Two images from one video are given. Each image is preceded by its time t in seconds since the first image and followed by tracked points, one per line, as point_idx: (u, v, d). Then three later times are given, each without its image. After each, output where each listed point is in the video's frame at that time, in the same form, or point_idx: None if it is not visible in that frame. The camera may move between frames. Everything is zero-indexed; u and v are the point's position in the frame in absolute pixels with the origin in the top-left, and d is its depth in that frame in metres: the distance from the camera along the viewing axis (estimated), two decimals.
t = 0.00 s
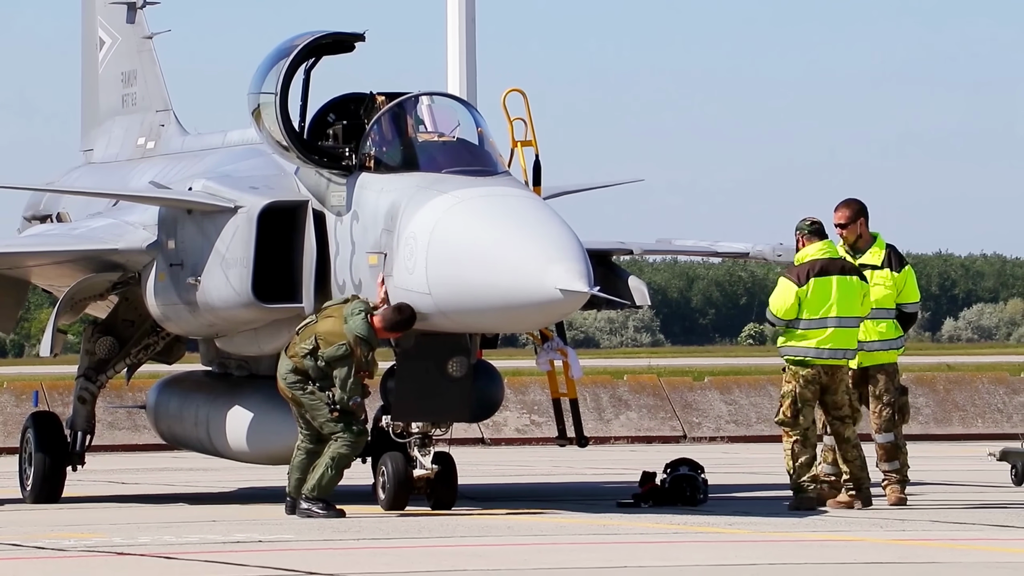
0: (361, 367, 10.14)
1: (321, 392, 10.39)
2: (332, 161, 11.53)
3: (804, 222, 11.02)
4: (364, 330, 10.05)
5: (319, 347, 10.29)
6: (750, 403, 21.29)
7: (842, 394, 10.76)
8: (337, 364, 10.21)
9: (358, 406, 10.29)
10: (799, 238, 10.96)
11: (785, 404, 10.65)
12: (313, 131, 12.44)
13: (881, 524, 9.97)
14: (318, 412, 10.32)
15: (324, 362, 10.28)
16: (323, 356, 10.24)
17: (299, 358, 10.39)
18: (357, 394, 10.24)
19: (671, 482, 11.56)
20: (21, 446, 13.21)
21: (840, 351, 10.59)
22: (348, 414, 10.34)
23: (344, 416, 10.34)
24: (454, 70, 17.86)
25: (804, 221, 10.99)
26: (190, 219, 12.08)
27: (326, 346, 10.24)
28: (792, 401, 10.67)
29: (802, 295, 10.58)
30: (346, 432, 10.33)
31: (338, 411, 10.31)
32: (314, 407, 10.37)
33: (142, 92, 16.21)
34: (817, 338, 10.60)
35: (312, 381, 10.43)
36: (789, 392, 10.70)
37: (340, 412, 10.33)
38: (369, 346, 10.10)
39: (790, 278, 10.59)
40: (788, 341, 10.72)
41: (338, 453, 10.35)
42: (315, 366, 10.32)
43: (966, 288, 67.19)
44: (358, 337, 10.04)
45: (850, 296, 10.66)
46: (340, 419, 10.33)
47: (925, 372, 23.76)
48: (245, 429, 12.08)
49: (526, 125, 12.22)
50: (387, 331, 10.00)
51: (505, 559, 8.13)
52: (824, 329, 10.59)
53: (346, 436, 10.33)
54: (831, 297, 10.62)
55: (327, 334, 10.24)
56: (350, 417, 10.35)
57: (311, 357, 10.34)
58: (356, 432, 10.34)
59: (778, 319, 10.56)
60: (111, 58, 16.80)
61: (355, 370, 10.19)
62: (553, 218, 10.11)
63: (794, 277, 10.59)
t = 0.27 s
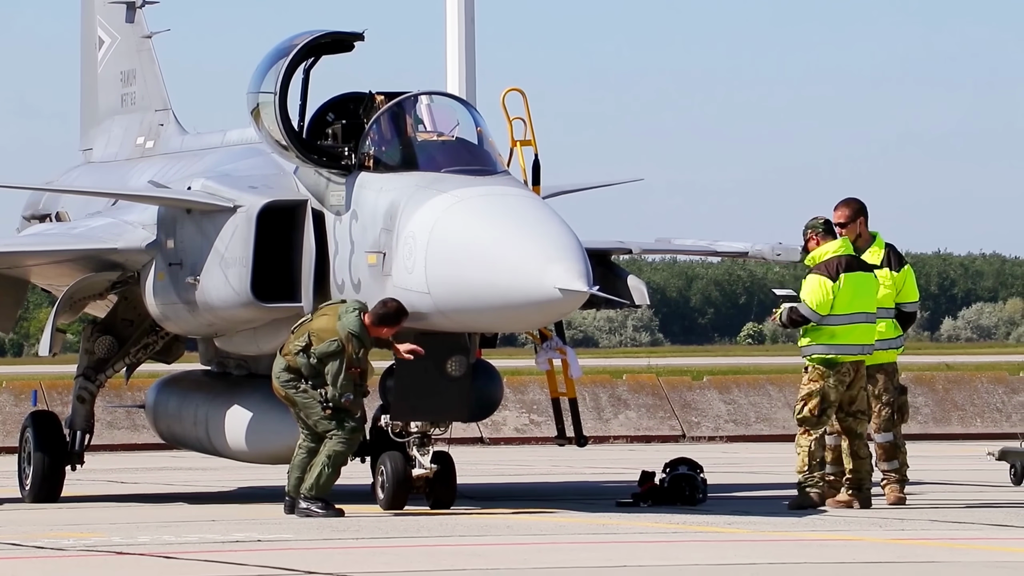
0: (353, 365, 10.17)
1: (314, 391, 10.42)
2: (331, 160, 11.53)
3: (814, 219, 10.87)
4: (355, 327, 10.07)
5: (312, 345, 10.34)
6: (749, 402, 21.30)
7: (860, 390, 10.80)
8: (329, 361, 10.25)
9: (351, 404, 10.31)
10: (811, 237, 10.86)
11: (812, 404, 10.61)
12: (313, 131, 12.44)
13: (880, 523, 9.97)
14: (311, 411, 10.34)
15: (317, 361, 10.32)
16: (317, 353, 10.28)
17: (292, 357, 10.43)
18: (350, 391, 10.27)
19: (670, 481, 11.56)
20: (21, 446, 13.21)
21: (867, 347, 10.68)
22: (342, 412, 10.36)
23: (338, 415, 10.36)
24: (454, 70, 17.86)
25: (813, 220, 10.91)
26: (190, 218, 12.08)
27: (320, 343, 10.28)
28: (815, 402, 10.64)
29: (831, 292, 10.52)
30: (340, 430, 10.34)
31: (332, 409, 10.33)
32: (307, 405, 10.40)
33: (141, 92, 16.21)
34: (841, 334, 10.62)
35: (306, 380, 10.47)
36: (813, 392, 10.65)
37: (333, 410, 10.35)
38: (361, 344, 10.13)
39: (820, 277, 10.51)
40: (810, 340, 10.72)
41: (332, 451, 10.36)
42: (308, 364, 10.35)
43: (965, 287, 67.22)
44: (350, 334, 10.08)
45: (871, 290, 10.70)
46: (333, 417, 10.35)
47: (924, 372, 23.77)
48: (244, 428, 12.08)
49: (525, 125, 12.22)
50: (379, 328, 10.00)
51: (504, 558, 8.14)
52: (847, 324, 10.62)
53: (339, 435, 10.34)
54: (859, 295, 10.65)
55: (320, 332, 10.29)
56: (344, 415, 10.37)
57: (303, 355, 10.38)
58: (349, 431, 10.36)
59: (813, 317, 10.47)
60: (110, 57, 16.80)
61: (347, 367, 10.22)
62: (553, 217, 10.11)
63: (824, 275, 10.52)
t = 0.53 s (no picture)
0: (337, 355, 10.27)
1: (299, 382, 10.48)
2: (331, 160, 11.53)
3: (825, 218, 10.79)
4: (348, 319, 10.18)
5: (302, 334, 10.47)
6: (749, 402, 21.30)
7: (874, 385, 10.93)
8: (314, 350, 10.36)
9: (332, 396, 10.33)
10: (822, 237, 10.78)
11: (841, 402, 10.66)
12: (313, 130, 12.44)
13: (880, 522, 9.97)
14: (294, 401, 10.37)
15: (304, 349, 10.43)
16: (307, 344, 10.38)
17: (283, 346, 10.56)
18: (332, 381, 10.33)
19: (670, 480, 11.55)
20: (21, 445, 13.21)
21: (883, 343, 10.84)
22: (324, 404, 10.37)
23: (321, 406, 10.37)
24: (453, 69, 17.86)
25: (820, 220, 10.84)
26: (190, 218, 12.09)
27: (311, 333, 10.39)
28: (837, 400, 10.68)
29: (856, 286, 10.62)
30: (323, 423, 10.32)
31: (315, 399, 10.36)
32: (292, 396, 10.44)
33: (141, 91, 16.21)
34: (862, 332, 10.72)
35: (293, 372, 10.56)
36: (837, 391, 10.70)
37: (317, 402, 10.37)
38: (348, 338, 10.24)
39: (846, 272, 10.59)
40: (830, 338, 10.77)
41: (316, 443, 10.34)
42: (296, 352, 10.46)
43: (965, 286, 67.22)
44: (339, 325, 10.20)
45: (882, 287, 10.90)
46: (316, 409, 10.35)
47: (923, 372, 23.77)
48: (244, 428, 12.08)
49: (525, 124, 12.21)
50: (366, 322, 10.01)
51: (504, 558, 8.14)
52: (865, 321, 10.74)
53: (322, 426, 10.31)
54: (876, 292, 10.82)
55: (313, 321, 10.43)
56: (327, 408, 10.37)
57: (294, 344, 10.50)
58: (332, 423, 10.32)
59: (847, 311, 10.52)
60: (110, 57, 16.80)
61: (331, 357, 10.31)
62: (552, 217, 10.11)
63: (848, 271, 10.61)
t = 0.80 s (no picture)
0: (333, 354, 10.22)
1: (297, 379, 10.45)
2: (331, 159, 11.53)
3: (832, 217, 10.80)
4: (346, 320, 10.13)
5: (301, 332, 10.43)
6: (750, 401, 21.30)
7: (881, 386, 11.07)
8: (312, 349, 10.31)
9: (328, 396, 10.31)
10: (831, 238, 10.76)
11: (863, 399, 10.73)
12: (313, 130, 12.44)
13: (880, 521, 9.97)
14: (290, 399, 10.37)
15: (302, 347, 10.39)
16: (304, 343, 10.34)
17: (281, 343, 10.53)
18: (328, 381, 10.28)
19: (671, 480, 11.54)
20: (21, 445, 13.20)
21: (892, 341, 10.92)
22: (320, 402, 10.36)
23: (316, 405, 10.36)
24: (454, 69, 17.85)
25: (826, 220, 10.82)
26: (190, 217, 12.09)
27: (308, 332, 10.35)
28: (859, 401, 10.74)
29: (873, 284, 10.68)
30: (318, 422, 10.32)
31: (311, 398, 10.34)
32: (289, 394, 10.43)
33: (142, 90, 16.20)
34: (876, 331, 10.78)
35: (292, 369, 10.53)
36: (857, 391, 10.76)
37: (313, 400, 10.36)
38: (345, 337, 10.20)
39: (864, 269, 10.63)
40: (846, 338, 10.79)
41: (312, 442, 10.33)
42: (294, 350, 10.42)
43: (966, 286, 67.20)
44: (337, 324, 10.16)
45: (886, 286, 10.99)
46: (311, 408, 10.35)
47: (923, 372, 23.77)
48: (245, 427, 12.08)
49: (526, 123, 12.21)
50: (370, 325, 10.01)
51: (505, 558, 8.13)
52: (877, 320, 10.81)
53: (318, 425, 10.30)
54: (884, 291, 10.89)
55: (311, 319, 10.38)
56: (323, 407, 10.35)
57: (292, 341, 10.46)
58: (327, 422, 10.31)
59: (872, 308, 10.55)
60: (111, 57, 16.79)
61: (327, 357, 10.26)
62: (553, 216, 10.11)
63: (865, 269, 10.63)
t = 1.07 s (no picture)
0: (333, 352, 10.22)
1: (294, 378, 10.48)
2: (333, 159, 11.53)
3: (840, 216, 10.73)
4: (346, 318, 10.16)
5: (297, 331, 10.45)
6: (752, 401, 21.30)
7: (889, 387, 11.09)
8: (310, 347, 10.31)
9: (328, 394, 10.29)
10: (841, 237, 10.71)
11: (873, 398, 10.71)
12: (314, 129, 12.44)
13: (882, 521, 9.98)
14: (289, 398, 10.38)
15: (298, 346, 10.40)
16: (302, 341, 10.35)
17: (276, 343, 10.56)
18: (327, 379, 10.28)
19: (672, 479, 11.54)
20: (23, 444, 13.21)
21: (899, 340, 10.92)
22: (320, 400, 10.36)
23: (316, 403, 10.36)
24: (456, 68, 17.85)
25: (833, 218, 10.77)
26: (192, 217, 12.09)
27: (306, 331, 10.36)
28: (869, 401, 10.71)
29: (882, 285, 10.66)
30: (318, 420, 10.31)
31: (310, 396, 10.34)
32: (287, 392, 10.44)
33: (143, 90, 16.20)
34: (886, 332, 10.77)
35: (288, 368, 10.55)
36: (867, 390, 10.73)
37: (312, 398, 10.36)
38: (345, 334, 10.21)
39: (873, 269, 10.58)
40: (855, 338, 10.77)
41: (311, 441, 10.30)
42: (290, 348, 10.43)
43: (968, 285, 67.18)
44: (337, 321, 10.18)
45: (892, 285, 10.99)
46: (311, 405, 10.36)
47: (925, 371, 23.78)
48: (246, 426, 12.08)
49: (527, 123, 12.20)
50: (370, 326, 10.10)
51: (506, 557, 8.13)
52: (886, 320, 10.80)
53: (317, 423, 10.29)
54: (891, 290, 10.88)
55: (308, 317, 10.39)
56: (322, 404, 10.36)
57: (287, 340, 10.47)
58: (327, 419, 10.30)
59: (882, 310, 10.55)
60: (112, 56, 16.79)
61: (327, 355, 10.26)
62: (554, 215, 10.11)
63: (875, 269, 10.61)
